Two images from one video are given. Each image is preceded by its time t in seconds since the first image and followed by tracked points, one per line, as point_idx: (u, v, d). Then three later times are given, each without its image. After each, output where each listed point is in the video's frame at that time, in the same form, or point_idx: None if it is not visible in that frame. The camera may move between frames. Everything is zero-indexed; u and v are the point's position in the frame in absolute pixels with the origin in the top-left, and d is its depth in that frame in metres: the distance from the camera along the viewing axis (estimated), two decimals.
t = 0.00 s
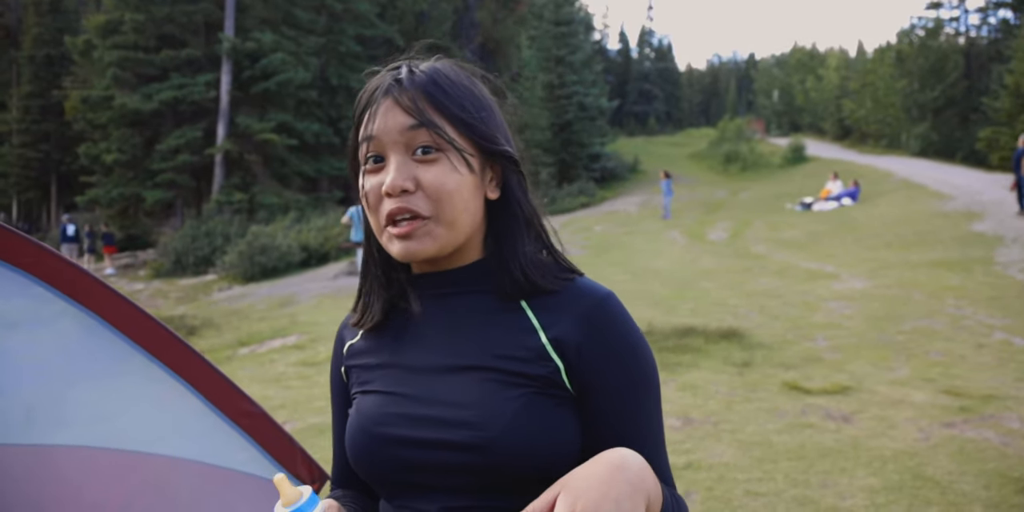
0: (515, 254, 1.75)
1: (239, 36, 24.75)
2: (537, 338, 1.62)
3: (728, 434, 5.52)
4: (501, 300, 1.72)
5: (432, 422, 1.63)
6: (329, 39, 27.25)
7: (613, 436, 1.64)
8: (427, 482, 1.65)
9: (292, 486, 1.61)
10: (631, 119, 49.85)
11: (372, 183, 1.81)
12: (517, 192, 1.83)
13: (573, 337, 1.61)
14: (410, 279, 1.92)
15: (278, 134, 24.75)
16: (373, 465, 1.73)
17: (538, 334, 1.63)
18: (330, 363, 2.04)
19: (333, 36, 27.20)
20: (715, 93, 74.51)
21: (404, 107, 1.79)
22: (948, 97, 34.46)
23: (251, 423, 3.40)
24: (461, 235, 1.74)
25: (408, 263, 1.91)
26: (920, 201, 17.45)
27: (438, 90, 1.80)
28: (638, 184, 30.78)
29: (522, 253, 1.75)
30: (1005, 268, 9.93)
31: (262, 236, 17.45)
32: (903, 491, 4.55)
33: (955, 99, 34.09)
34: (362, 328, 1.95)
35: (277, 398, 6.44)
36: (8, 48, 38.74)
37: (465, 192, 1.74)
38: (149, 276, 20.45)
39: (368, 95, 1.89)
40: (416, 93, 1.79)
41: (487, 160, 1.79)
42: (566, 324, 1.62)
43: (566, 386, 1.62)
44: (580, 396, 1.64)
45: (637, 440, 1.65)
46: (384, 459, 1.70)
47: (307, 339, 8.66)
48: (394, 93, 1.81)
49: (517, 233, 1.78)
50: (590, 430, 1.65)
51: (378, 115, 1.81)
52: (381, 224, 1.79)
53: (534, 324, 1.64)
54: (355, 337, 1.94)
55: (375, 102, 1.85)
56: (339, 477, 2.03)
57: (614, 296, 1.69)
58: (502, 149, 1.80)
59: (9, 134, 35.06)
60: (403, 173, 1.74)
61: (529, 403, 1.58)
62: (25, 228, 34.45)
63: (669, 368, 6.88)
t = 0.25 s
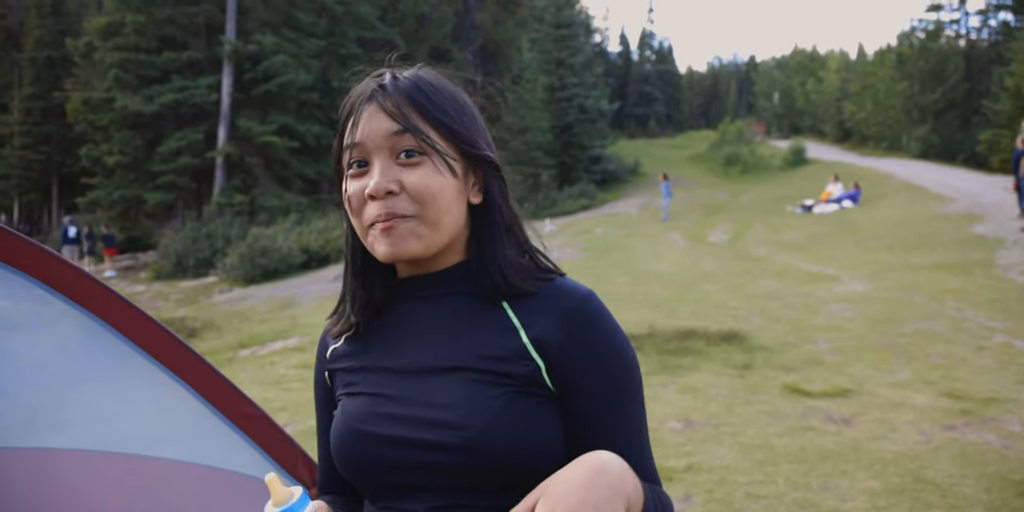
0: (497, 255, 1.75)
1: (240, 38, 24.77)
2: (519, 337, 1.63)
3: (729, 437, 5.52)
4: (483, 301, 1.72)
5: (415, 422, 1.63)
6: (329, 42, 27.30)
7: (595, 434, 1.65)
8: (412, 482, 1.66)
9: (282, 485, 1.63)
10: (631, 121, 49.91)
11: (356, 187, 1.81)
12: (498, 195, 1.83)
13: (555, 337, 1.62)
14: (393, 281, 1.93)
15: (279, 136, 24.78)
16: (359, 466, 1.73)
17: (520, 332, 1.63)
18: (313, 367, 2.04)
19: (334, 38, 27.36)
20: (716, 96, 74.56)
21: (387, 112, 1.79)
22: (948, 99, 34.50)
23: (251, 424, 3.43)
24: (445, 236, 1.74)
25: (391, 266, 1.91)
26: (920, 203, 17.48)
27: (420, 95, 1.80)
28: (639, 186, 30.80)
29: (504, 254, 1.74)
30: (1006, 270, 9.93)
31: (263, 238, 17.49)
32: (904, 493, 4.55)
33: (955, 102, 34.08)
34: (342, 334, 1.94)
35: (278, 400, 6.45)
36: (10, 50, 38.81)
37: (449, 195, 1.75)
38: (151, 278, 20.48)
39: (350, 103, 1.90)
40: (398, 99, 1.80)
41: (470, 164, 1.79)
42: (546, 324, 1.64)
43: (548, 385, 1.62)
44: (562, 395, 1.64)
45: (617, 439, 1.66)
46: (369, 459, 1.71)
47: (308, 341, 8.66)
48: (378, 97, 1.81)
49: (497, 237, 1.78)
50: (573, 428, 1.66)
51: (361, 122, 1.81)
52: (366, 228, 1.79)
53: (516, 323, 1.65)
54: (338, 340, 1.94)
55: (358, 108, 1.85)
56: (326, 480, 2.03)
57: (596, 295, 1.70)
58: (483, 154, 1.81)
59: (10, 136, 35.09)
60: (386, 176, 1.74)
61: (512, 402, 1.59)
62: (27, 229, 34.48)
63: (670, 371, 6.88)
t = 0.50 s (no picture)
0: (479, 251, 1.76)
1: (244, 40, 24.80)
2: (500, 329, 1.63)
3: (732, 439, 5.51)
4: (463, 296, 1.72)
5: (393, 413, 1.63)
6: (333, 44, 27.34)
7: (575, 431, 1.65)
8: (390, 474, 1.66)
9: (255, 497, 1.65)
10: (634, 123, 49.89)
11: (343, 183, 1.84)
12: (485, 194, 1.83)
13: (536, 331, 1.62)
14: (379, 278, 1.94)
15: (282, 138, 24.81)
16: (337, 457, 1.73)
17: (502, 326, 1.63)
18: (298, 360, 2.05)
19: (337, 41, 27.46)
20: (718, 98, 74.58)
21: (376, 111, 1.82)
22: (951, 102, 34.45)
23: (255, 426, 3.40)
24: (430, 233, 1.75)
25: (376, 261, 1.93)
26: (923, 205, 17.46)
27: (408, 93, 1.83)
28: (642, 188, 30.79)
29: (487, 251, 1.76)
30: (1009, 273, 9.90)
31: (266, 240, 17.50)
32: (907, 496, 4.55)
33: (959, 104, 34.02)
34: (325, 329, 1.95)
35: (282, 401, 6.45)
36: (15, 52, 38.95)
37: (433, 193, 1.76)
38: (155, 279, 20.53)
39: (343, 102, 1.93)
40: (388, 97, 1.82)
41: (456, 162, 1.80)
42: (527, 318, 1.63)
43: (527, 379, 1.62)
44: (543, 390, 1.64)
45: (596, 436, 1.66)
46: (347, 450, 1.71)
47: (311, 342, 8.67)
48: (368, 97, 1.85)
49: (479, 232, 1.79)
50: (553, 424, 1.66)
51: (351, 119, 1.84)
52: (352, 223, 1.81)
53: (498, 316, 1.65)
54: (321, 333, 1.95)
55: (349, 107, 1.89)
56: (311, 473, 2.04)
57: (580, 291, 1.70)
58: (470, 153, 1.81)
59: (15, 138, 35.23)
60: (371, 171, 1.77)
61: (490, 395, 1.58)
62: (31, 231, 34.58)
63: (673, 373, 6.88)
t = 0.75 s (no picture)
0: (458, 259, 1.78)
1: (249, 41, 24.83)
2: (483, 341, 1.64)
3: (735, 439, 5.50)
4: (445, 303, 1.74)
5: (373, 424, 1.65)
6: (337, 44, 27.40)
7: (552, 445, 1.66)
8: (366, 484, 1.68)
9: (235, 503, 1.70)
10: (638, 124, 49.85)
11: (326, 183, 1.85)
12: (470, 203, 1.84)
13: (518, 339, 1.64)
14: (360, 281, 1.95)
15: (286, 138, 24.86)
16: (317, 464, 1.75)
17: (483, 336, 1.65)
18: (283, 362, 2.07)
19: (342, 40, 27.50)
20: (722, 99, 74.51)
21: (363, 114, 1.85)
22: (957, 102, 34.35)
23: (260, 424, 3.43)
24: (413, 232, 1.76)
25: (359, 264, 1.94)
26: (927, 205, 17.43)
27: (397, 98, 1.86)
28: (646, 188, 30.77)
29: (467, 256, 1.77)
30: (1014, 273, 9.87)
31: (270, 240, 17.51)
32: (911, 496, 4.53)
33: (964, 104, 33.93)
34: (306, 334, 1.95)
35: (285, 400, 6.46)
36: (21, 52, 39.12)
37: (416, 195, 1.77)
38: (160, 279, 20.59)
39: (335, 109, 1.97)
40: (377, 101, 1.86)
41: (440, 170, 1.82)
42: (510, 327, 1.65)
43: (507, 386, 1.63)
44: (523, 399, 1.66)
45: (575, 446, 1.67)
46: (327, 460, 1.72)
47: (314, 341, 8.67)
48: (357, 101, 1.88)
49: (464, 237, 1.81)
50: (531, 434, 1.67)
51: (340, 121, 1.88)
52: (334, 219, 1.82)
53: (479, 326, 1.67)
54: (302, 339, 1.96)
55: (339, 110, 1.92)
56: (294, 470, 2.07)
57: (564, 304, 1.72)
58: (455, 158, 1.83)
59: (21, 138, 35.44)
60: (354, 170, 1.79)
61: (472, 408, 1.60)
62: (36, 230, 34.70)
63: (677, 373, 6.87)
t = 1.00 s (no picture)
0: (480, 255, 1.77)
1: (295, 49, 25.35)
2: (517, 336, 1.66)
3: (783, 448, 5.39)
4: (469, 308, 1.73)
5: (421, 425, 1.67)
6: (381, 53, 27.76)
7: (597, 434, 1.69)
8: (416, 482, 1.71)
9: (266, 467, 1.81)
10: (681, 132, 49.49)
11: (340, 184, 1.86)
12: (482, 196, 1.83)
13: (551, 330, 1.66)
14: (381, 280, 1.95)
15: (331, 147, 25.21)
16: (366, 465, 1.78)
17: (517, 332, 1.66)
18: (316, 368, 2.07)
19: (386, 49, 27.84)
20: (766, 106, 73.69)
21: (373, 112, 1.86)
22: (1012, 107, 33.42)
23: (307, 417, 3.71)
24: (424, 233, 1.75)
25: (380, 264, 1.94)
26: (982, 213, 16.96)
27: (404, 95, 1.86)
28: (689, 196, 30.51)
29: (479, 257, 1.75)
30: None
31: (315, 245, 17.74)
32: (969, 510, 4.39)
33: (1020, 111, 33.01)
34: (334, 340, 1.96)
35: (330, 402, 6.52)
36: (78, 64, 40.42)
37: (431, 190, 1.77)
38: (208, 284, 21.05)
39: (343, 110, 1.96)
40: (384, 100, 1.86)
41: (451, 166, 1.81)
42: (543, 319, 1.67)
43: (547, 376, 1.66)
44: (564, 388, 1.68)
45: (616, 435, 1.69)
46: (377, 463, 1.75)
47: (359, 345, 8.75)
48: (365, 100, 1.88)
49: (478, 234, 1.79)
50: (578, 423, 1.69)
51: (350, 121, 1.88)
52: (349, 220, 1.83)
53: (512, 321, 1.68)
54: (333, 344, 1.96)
55: (348, 110, 1.92)
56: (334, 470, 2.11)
57: (592, 290, 1.72)
58: (468, 153, 1.83)
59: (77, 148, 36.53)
60: (365, 169, 1.79)
61: (518, 399, 1.64)
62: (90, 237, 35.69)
63: (722, 381, 6.76)
